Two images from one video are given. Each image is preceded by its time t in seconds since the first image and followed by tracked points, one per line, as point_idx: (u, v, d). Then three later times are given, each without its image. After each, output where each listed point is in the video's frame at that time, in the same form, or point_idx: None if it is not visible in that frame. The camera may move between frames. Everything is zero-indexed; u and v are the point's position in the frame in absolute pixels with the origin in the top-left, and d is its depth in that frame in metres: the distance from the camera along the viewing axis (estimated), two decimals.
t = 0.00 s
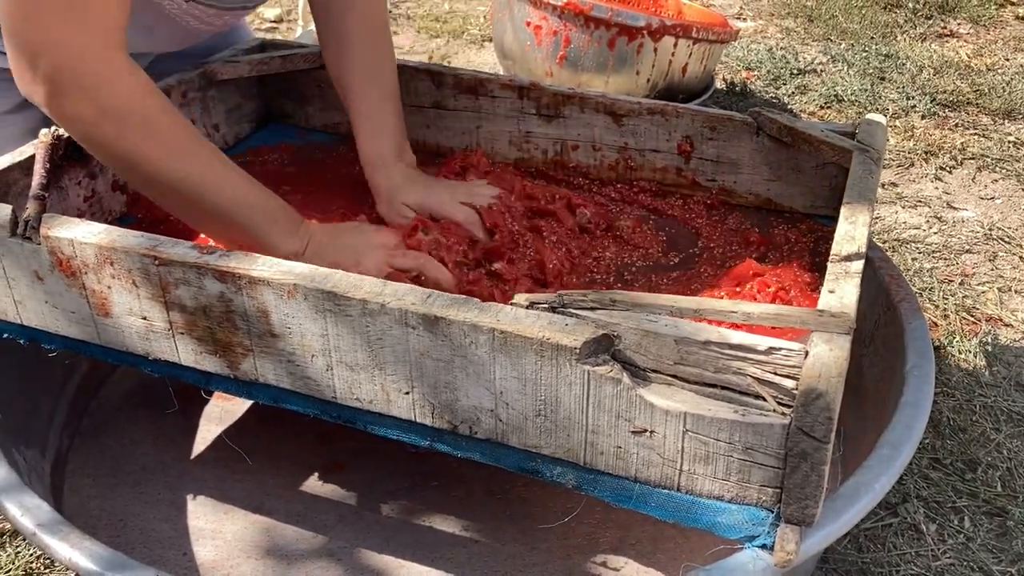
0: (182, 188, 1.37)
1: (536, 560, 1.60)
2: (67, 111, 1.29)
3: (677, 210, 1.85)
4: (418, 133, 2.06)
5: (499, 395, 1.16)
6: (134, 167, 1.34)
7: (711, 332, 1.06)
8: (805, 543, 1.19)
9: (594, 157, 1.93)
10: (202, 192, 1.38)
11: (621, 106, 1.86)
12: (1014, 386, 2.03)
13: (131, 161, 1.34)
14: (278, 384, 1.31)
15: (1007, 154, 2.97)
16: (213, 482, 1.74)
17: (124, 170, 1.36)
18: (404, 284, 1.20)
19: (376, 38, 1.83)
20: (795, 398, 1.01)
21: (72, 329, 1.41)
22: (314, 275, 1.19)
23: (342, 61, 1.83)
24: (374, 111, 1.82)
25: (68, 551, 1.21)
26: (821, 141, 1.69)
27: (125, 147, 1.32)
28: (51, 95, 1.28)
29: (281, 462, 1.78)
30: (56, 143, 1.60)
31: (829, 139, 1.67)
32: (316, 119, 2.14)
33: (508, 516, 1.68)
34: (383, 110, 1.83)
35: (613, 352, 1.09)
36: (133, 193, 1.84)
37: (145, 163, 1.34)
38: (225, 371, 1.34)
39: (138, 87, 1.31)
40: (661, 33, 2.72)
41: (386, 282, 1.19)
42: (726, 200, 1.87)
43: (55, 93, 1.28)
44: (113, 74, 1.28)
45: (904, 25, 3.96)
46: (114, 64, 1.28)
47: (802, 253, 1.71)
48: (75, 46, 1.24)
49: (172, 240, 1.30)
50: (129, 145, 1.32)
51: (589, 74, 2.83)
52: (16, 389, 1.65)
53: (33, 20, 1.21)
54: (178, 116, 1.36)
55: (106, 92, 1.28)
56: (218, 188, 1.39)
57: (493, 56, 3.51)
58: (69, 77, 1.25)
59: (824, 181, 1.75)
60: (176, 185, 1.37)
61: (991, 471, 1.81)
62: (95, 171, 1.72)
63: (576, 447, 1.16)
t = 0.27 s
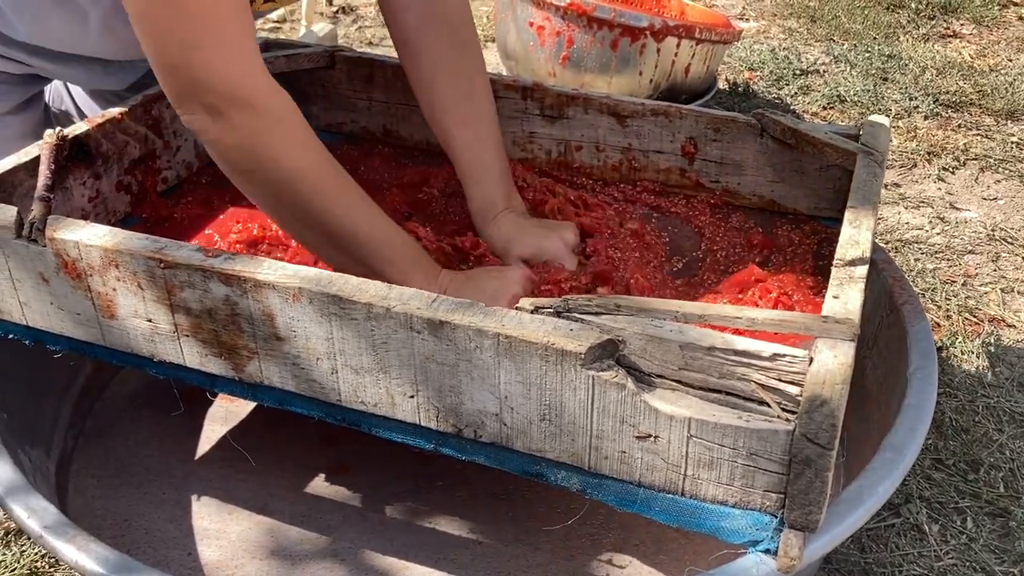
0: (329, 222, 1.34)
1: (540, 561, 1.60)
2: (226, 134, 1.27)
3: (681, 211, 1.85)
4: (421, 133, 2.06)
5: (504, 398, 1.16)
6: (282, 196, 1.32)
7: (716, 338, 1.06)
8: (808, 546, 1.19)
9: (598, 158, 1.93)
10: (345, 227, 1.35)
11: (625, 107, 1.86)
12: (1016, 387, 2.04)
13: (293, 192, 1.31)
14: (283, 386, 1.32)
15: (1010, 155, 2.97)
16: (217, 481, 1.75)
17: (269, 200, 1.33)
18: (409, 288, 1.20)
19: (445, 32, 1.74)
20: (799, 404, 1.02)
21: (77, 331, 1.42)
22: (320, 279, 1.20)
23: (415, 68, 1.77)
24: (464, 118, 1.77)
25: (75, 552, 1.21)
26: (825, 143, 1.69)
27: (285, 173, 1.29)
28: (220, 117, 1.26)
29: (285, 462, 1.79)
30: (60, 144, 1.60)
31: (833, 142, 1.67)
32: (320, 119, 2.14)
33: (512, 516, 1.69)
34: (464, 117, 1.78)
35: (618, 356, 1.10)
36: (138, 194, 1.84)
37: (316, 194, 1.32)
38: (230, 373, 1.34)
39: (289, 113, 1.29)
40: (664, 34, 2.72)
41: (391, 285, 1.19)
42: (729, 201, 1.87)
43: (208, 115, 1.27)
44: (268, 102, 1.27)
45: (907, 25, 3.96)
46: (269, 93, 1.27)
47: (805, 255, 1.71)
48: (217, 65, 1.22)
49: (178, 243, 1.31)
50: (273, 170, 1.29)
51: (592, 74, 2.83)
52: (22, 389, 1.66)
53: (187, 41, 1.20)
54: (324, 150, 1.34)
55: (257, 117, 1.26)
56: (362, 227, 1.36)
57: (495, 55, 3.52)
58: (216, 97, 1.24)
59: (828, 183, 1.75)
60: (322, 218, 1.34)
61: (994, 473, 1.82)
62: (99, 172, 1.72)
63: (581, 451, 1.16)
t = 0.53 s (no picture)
0: (264, 198, 1.32)
1: (543, 561, 1.60)
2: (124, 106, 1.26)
3: (685, 211, 1.86)
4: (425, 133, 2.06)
5: (507, 397, 1.16)
6: (209, 173, 1.30)
7: (719, 336, 1.06)
8: (811, 545, 1.19)
9: (601, 158, 1.93)
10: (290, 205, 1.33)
11: (628, 107, 1.86)
12: (1020, 388, 2.03)
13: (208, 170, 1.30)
14: (287, 385, 1.32)
15: (1013, 155, 2.97)
16: (221, 480, 1.75)
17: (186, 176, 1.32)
18: (413, 287, 1.20)
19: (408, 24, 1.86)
20: (803, 402, 1.02)
21: (81, 329, 1.42)
22: (324, 277, 1.20)
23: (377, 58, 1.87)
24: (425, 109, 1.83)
25: (79, 550, 1.22)
26: (828, 143, 1.69)
27: (194, 149, 1.28)
28: (84, 86, 1.25)
29: (288, 462, 1.79)
30: (65, 144, 1.60)
31: (837, 142, 1.67)
32: (323, 119, 2.15)
33: (515, 516, 1.69)
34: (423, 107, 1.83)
35: (622, 355, 1.09)
36: (142, 193, 1.84)
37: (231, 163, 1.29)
38: (233, 371, 1.34)
39: (183, 85, 1.27)
40: (667, 34, 2.73)
41: (395, 284, 1.19)
42: (732, 201, 1.87)
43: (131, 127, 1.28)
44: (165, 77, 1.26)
45: (910, 25, 3.96)
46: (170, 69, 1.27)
47: (809, 254, 1.71)
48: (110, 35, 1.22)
49: (182, 242, 1.31)
50: (181, 142, 1.27)
51: (595, 75, 2.83)
52: (27, 388, 1.66)
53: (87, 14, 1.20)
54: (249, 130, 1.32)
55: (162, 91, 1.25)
56: (301, 206, 1.33)
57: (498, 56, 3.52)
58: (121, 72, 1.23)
59: (831, 183, 1.75)
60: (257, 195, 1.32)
61: (997, 473, 1.82)
62: (103, 171, 1.73)
63: (584, 450, 1.16)
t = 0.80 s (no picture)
0: (264, 220, 1.38)
1: (543, 561, 1.60)
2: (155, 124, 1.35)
3: (687, 210, 1.85)
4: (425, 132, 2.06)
5: (507, 396, 1.16)
6: (243, 187, 1.36)
7: (720, 336, 1.06)
8: (812, 546, 1.19)
9: (602, 157, 1.93)
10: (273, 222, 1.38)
11: (629, 106, 1.86)
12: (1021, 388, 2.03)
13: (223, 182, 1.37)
14: (287, 384, 1.32)
15: (1015, 155, 2.96)
16: (221, 479, 1.75)
17: (207, 192, 1.39)
18: (413, 286, 1.20)
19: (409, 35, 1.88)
20: (804, 402, 1.01)
21: (81, 328, 1.42)
22: (324, 276, 1.20)
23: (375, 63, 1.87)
24: (428, 118, 1.86)
25: (79, 549, 1.22)
26: (829, 143, 1.68)
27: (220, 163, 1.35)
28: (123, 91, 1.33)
29: (289, 461, 1.79)
30: (65, 142, 1.60)
31: (838, 142, 1.67)
32: (324, 118, 2.14)
33: (515, 515, 1.69)
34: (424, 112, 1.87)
35: (623, 355, 1.09)
36: (142, 192, 1.84)
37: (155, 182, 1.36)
38: (233, 370, 1.34)
39: (215, 98, 1.35)
40: (669, 33, 2.73)
41: (395, 283, 1.19)
42: (733, 201, 1.87)
43: (167, 134, 1.35)
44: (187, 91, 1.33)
45: (912, 25, 3.95)
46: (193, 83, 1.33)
47: (810, 254, 1.71)
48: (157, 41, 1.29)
49: (182, 240, 1.31)
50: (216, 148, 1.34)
51: (596, 74, 2.83)
52: (27, 386, 1.66)
53: (136, 18, 1.26)
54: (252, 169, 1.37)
55: (185, 99, 1.32)
56: (317, 227, 1.39)
57: (500, 55, 3.53)
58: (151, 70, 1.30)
59: (832, 183, 1.74)
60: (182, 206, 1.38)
61: (998, 473, 1.81)
62: (104, 170, 1.73)
63: (584, 449, 1.16)
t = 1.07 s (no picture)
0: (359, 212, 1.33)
1: (545, 559, 1.60)
2: (241, 126, 1.30)
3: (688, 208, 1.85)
4: (428, 130, 2.06)
5: (509, 393, 1.16)
6: (330, 185, 1.31)
7: (722, 333, 1.05)
8: (814, 543, 1.19)
9: (604, 155, 1.93)
10: (370, 216, 1.33)
11: (631, 104, 1.86)
12: None
13: (334, 187, 1.31)
14: (288, 381, 1.32)
15: (1018, 154, 2.96)
16: (222, 477, 1.75)
17: (319, 194, 1.33)
18: (414, 283, 1.20)
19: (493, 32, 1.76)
20: (806, 400, 1.01)
21: (82, 325, 1.42)
22: (325, 273, 1.20)
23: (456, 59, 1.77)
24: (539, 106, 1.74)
25: (80, 546, 1.22)
26: (832, 141, 1.68)
27: (313, 160, 1.29)
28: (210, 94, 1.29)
29: (290, 459, 1.79)
30: (67, 140, 1.61)
31: (841, 140, 1.66)
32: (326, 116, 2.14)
33: (517, 513, 1.69)
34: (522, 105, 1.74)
35: (624, 353, 1.10)
36: (144, 190, 1.84)
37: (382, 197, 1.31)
38: (235, 368, 1.34)
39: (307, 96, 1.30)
40: (671, 32, 2.72)
41: (396, 281, 1.19)
42: (736, 199, 1.87)
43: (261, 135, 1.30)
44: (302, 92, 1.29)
45: (915, 25, 3.95)
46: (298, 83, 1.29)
47: (812, 252, 1.71)
48: (251, 45, 1.24)
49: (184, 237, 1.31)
50: (310, 147, 1.28)
51: (598, 73, 2.83)
52: (29, 384, 1.66)
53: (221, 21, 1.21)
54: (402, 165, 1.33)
55: (286, 101, 1.27)
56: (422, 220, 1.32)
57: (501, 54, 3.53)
58: (237, 74, 1.25)
59: (834, 181, 1.74)
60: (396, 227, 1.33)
61: (1001, 472, 1.81)
62: (106, 167, 1.73)
63: (585, 447, 1.16)
